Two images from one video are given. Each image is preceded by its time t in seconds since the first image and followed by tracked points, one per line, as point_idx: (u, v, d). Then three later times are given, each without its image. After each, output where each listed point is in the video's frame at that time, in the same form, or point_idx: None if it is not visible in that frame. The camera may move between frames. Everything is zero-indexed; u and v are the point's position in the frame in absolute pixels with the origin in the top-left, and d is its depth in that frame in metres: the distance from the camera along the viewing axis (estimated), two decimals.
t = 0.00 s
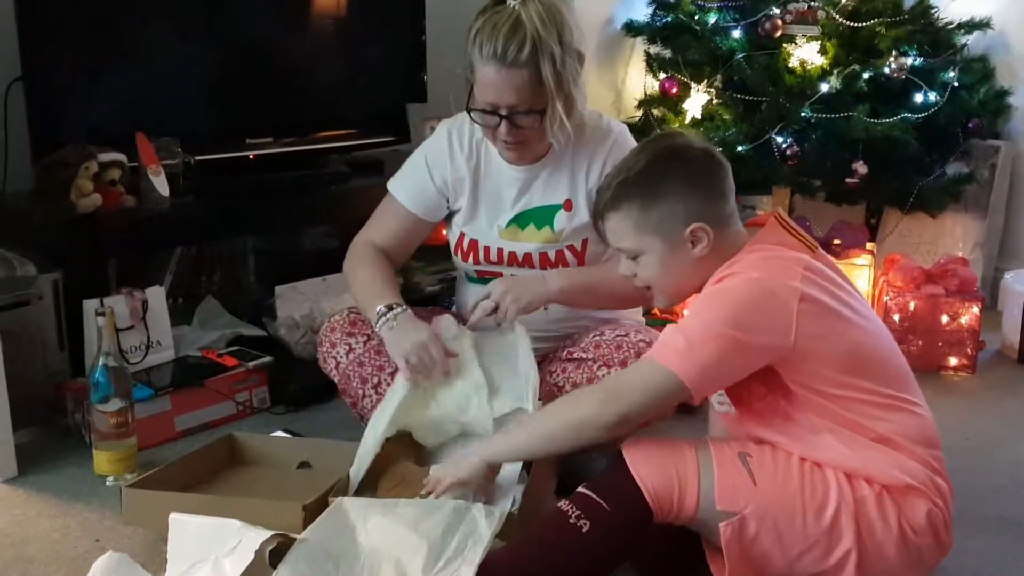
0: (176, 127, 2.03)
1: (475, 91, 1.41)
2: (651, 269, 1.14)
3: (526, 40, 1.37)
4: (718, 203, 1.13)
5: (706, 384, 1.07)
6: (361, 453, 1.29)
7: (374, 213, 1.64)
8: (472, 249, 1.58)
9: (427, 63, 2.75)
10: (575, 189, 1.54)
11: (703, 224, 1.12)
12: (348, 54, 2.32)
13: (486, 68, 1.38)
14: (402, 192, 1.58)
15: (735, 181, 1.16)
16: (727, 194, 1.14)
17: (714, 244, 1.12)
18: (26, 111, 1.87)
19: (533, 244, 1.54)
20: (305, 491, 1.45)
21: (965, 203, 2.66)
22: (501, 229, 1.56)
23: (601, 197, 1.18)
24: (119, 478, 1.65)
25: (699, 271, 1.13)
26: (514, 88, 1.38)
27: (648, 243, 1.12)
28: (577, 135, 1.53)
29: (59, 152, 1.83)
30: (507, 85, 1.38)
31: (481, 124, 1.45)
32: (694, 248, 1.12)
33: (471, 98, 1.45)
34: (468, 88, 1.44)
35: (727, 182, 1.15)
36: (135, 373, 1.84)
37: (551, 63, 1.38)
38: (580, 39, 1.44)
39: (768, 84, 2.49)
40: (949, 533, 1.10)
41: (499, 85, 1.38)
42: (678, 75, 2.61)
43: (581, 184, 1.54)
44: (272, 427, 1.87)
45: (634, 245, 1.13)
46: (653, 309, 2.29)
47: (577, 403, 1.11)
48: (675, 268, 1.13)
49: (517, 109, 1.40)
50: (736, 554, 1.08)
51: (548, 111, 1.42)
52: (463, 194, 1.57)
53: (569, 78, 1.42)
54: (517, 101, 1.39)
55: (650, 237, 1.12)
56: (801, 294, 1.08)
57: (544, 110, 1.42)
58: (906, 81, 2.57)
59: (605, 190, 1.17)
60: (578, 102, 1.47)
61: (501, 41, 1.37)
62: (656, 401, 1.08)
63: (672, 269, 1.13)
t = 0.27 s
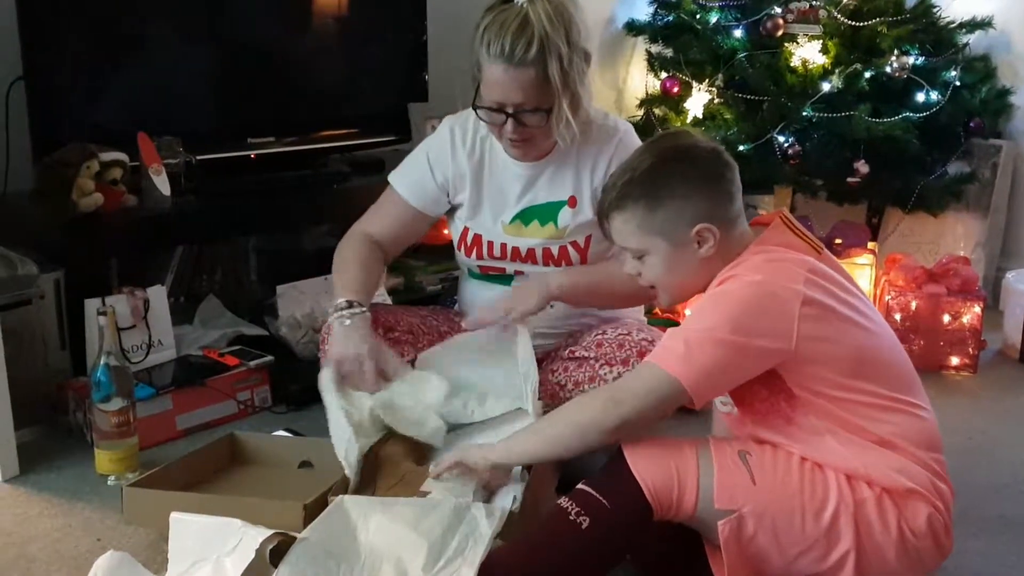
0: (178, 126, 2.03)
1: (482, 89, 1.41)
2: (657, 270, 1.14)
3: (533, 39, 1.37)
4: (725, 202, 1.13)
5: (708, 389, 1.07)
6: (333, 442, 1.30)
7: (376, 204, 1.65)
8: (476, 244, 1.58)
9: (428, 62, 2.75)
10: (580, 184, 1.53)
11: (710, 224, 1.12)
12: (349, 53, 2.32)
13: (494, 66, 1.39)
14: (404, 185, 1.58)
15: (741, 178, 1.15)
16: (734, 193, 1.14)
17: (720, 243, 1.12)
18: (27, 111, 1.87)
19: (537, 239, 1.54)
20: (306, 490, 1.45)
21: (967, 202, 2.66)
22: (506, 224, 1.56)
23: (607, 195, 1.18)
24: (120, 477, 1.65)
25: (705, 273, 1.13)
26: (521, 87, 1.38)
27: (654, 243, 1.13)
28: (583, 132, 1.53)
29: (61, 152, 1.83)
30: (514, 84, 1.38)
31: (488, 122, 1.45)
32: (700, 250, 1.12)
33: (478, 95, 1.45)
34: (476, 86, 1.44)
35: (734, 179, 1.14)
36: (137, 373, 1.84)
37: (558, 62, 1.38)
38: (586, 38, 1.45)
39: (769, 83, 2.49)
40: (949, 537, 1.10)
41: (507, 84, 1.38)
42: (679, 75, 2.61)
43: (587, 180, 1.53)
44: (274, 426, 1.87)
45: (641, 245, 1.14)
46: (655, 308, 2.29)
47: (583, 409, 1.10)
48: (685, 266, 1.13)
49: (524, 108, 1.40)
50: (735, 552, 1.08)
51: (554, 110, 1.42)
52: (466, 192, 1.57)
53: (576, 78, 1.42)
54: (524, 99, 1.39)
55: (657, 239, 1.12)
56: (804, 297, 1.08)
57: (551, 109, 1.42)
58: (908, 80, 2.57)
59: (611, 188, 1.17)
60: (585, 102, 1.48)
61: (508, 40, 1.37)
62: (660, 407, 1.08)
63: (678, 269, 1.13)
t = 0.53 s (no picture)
0: (178, 126, 2.03)
1: (482, 88, 1.41)
2: (658, 264, 1.14)
3: (535, 38, 1.37)
4: (725, 198, 1.13)
5: (693, 373, 1.07)
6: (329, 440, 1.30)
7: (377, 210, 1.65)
8: (474, 244, 1.57)
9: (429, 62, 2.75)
10: (578, 185, 1.53)
11: (710, 218, 1.11)
12: (350, 53, 2.32)
13: (494, 66, 1.38)
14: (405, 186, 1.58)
15: (743, 175, 1.15)
16: (735, 188, 1.14)
17: (720, 238, 1.12)
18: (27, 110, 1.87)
19: (535, 240, 1.54)
20: (302, 490, 1.45)
21: (967, 203, 2.66)
22: (504, 224, 1.55)
23: (608, 189, 1.18)
24: (120, 477, 1.65)
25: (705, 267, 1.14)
26: (522, 86, 1.38)
27: (655, 237, 1.13)
28: (583, 131, 1.53)
29: (61, 152, 1.83)
30: (514, 83, 1.38)
31: (487, 122, 1.45)
32: (700, 244, 1.12)
33: (478, 95, 1.45)
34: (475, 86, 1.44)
35: (734, 175, 1.14)
36: (137, 373, 1.84)
37: (558, 62, 1.38)
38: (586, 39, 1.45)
39: (770, 83, 2.49)
40: (948, 537, 1.10)
41: (507, 84, 1.38)
42: (680, 76, 2.61)
43: (585, 181, 1.53)
44: (274, 426, 1.87)
45: (642, 238, 1.13)
46: (655, 308, 2.29)
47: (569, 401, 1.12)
48: (686, 261, 1.13)
49: (524, 108, 1.40)
50: (735, 553, 1.08)
51: (554, 111, 1.42)
52: (466, 190, 1.56)
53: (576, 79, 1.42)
54: (524, 99, 1.39)
55: (659, 233, 1.12)
56: (799, 295, 1.08)
57: (551, 109, 1.42)
58: (908, 80, 2.57)
59: (611, 183, 1.17)
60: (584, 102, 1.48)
61: (509, 39, 1.37)
62: (637, 393, 1.09)
63: (679, 264, 1.13)
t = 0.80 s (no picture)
0: (176, 126, 2.03)
1: (479, 91, 1.41)
2: (650, 256, 1.14)
3: (531, 42, 1.37)
4: (717, 193, 1.13)
5: (696, 381, 1.07)
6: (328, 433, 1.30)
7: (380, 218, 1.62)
8: (473, 248, 1.57)
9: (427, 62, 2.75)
10: (576, 185, 1.53)
11: (701, 211, 1.12)
12: (348, 52, 2.32)
13: (491, 69, 1.38)
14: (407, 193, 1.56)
15: (734, 171, 1.16)
16: (727, 184, 1.14)
17: (712, 232, 1.13)
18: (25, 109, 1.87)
19: (534, 241, 1.54)
20: (297, 490, 1.44)
21: (965, 204, 2.66)
22: (502, 226, 1.55)
23: (602, 185, 1.18)
24: (118, 477, 1.65)
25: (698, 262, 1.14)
26: (518, 89, 1.38)
27: (648, 230, 1.13)
28: (580, 131, 1.53)
29: (59, 151, 1.83)
30: (512, 86, 1.38)
31: (484, 125, 1.45)
32: (692, 238, 1.12)
33: (474, 98, 1.45)
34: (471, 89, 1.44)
35: (727, 171, 1.15)
36: (134, 372, 1.83)
37: (553, 65, 1.38)
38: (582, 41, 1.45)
39: (767, 83, 2.50)
40: (943, 532, 1.10)
41: (504, 86, 1.38)
42: (678, 76, 2.61)
43: (582, 182, 1.53)
44: (272, 426, 1.87)
45: (634, 233, 1.14)
46: (652, 308, 2.30)
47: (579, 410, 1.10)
48: (677, 256, 1.13)
49: (521, 111, 1.40)
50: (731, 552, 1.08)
51: (551, 114, 1.42)
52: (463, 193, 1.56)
53: (571, 81, 1.42)
54: (521, 102, 1.39)
55: (650, 225, 1.12)
56: (790, 293, 1.08)
57: (547, 112, 1.42)
58: (906, 81, 2.57)
59: (605, 179, 1.17)
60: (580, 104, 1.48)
61: (507, 42, 1.37)
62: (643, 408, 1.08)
63: (672, 258, 1.13)
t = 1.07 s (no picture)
0: (176, 127, 2.03)
1: (485, 98, 1.41)
2: (644, 263, 1.14)
3: (539, 50, 1.37)
4: (710, 197, 1.13)
5: (697, 392, 1.07)
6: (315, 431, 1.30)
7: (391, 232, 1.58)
8: (475, 252, 1.56)
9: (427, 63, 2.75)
10: (578, 191, 1.53)
11: (693, 216, 1.12)
12: (348, 54, 2.32)
13: (497, 77, 1.38)
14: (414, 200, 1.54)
15: (726, 175, 1.16)
16: (720, 188, 1.14)
17: (706, 237, 1.13)
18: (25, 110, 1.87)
19: (536, 246, 1.53)
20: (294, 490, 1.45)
21: (965, 206, 2.66)
22: (503, 231, 1.54)
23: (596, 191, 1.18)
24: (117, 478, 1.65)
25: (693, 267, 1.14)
26: (525, 97, 1.38)
27: (641, 237, 1.13)
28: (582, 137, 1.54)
29: (59, 152, 1.83)
30: (519, 94, 1.37)
31: (489, 132, 1.45)
32: (686, 243, 1.12)
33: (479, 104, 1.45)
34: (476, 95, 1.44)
35: (719, 174, 1.15)
36: (133, 374, 1.84)
37: (562, 73, 1.38)
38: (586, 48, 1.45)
39: (766, 85, 2.50)
40: (943, 531, 1.10)
41: (510, 94, 1.37)
42: (678, 78, 2.61)
43: (583, 187, 1.54)
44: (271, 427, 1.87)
45: (629, 240, 1.14)
46: (652, 310, 2.30)
47: (587, 419, 1.10)
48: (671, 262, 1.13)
49: (528, 119, 1.40)
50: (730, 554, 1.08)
51: (558, 122, 1.43)
52: (468, 198, 1.54)
53: (580, 89, 1.42)
54: (528, 110, 1.39)
55: (643, 230, 1.12)
56: (786, 298, 1.08)
57: (555, 120, 1.42)
58: (905, 83, 2.57)
59: (599, 185, 1.17)
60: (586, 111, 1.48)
61: (514, 51, 1.37)
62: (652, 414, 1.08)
63: (667, 265, 1.13)
